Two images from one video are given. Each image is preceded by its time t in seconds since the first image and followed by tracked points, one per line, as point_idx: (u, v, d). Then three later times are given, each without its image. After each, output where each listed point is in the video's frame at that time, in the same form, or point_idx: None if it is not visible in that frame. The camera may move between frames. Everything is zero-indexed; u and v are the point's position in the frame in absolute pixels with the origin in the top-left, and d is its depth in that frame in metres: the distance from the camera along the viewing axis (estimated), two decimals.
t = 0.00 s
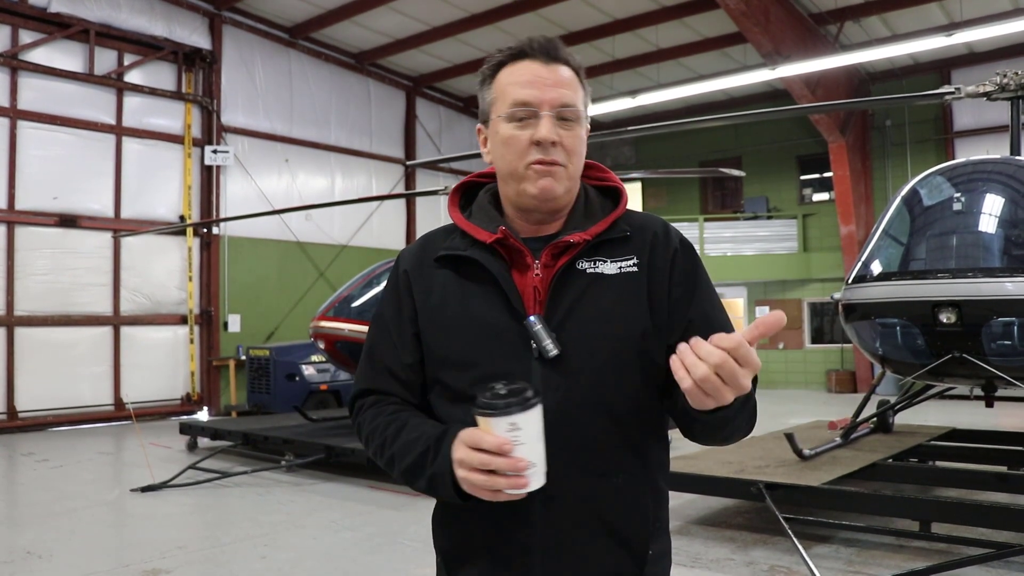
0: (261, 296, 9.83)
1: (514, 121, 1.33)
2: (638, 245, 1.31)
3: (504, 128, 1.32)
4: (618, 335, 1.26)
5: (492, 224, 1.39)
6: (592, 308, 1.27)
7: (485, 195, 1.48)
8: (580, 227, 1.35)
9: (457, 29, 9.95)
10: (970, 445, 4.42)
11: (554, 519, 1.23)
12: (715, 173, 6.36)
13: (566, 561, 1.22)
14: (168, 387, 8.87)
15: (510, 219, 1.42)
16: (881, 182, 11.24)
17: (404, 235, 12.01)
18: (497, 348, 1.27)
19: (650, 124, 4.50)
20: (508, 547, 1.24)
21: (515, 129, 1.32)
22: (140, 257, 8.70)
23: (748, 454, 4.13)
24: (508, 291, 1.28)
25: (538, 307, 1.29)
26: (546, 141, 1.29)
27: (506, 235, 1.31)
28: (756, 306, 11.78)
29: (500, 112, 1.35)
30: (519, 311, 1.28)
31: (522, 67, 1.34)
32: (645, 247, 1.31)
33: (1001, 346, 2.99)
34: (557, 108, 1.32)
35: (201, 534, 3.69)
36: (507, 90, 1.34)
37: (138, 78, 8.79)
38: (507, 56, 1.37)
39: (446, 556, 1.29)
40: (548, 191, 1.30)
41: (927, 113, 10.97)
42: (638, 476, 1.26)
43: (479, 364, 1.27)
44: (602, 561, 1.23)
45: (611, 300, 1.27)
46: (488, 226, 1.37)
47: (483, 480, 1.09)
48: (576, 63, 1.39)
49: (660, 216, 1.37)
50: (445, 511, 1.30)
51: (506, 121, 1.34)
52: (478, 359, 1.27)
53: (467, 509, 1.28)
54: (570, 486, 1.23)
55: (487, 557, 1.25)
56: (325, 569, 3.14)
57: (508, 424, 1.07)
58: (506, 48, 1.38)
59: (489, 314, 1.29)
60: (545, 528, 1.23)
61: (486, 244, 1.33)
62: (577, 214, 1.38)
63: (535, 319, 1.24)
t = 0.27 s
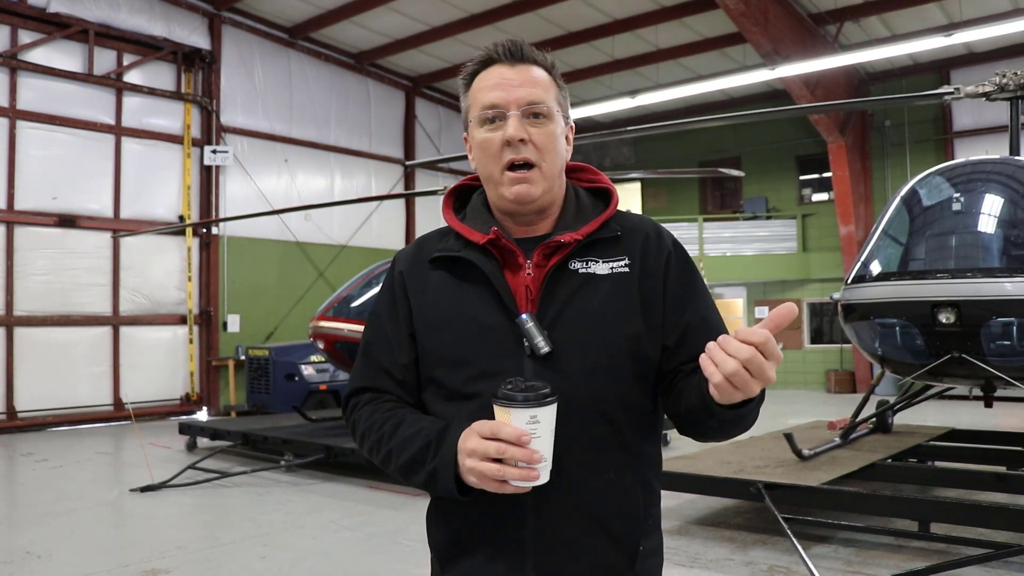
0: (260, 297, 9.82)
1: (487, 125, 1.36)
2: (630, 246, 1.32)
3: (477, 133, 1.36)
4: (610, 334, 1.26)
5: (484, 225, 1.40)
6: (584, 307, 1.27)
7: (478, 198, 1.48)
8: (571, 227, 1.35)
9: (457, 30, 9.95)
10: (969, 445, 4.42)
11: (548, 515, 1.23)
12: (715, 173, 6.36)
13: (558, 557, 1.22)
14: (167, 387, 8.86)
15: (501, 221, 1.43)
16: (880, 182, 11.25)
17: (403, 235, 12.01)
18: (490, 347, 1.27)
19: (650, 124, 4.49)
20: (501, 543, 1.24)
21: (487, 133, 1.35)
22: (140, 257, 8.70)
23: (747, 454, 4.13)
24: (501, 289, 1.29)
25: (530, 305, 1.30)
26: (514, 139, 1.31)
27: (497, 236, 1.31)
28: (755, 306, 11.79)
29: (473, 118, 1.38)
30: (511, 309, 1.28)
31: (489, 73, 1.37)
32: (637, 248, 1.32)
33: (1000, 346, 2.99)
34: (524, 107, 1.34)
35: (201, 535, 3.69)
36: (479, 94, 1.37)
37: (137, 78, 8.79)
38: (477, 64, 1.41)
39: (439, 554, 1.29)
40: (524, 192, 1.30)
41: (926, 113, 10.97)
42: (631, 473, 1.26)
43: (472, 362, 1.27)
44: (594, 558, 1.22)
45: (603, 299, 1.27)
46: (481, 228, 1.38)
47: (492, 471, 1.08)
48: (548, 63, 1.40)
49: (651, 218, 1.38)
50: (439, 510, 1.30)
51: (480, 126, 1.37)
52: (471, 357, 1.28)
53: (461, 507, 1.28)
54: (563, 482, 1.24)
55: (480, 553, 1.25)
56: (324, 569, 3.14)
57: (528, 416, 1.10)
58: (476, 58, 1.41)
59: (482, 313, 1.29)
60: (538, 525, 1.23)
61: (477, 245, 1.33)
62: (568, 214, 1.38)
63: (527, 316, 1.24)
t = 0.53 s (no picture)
0: (259, 296, 9.82)
1: (477, 128, 1.36)
2: (622, 246, 1.31)
3: (467, 136, 1.36)
4: (604, 335, 1.26)
5: (477, 227, 1.40)
6: (578, 307, 1.27)
7: (471, 201, 1.48)
8: (563, 228, 1.35)
9: (456, 30, 9.95)
10: (968, 445, 4.42)
11: (544, 513, 1.23)
12: (714, 173, 6.36)
13: (555, 555, 1.22)
14: (166, 386, 8.86)
15: (494, 222, 1.43)
16: (880, 182, 11.26)
17: (403, 235, 12.02)
18: (485, 347, 1.27)
19: (650, 124, 4.49)
20: (498, 542, 1.24)
21: (477, 135, 1.35)
22: (139, 256, 8.69)
23: (746, 454, 4.12)
24: (495, 290, 1.29)
25: (525, 306, 1.29)
26: (503, 140, 1.30)
27: (492, 238, 1.31)
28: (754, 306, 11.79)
29: (463, 121, 1.38)
30: (506, 309, 1.28)
31: (479, 77, 1.38)
32: (629, 248, 1.32)
33: (999, 346, 2.99)
34: (513, 108, 1.34)
35: (199, 534, 3.68)
36: (468, 99, 1.38)
37: (136, 78, 8.78)
38: (467, 70, 1.41)
39: (435, 552, 1.29)
40: (512, 189, 1.30)
41: (925, 113, 10.98)
42: (625, 470, 1.27)
43: (467, 363, 1.27)
44: (590, 556, 1.23)
45: (596, 299, 1.27)
46: (475, 230, 1.38)
47: (488, 472, 1.09)
48: (536, 67, 1.40)
49: (642, 218, 1.37)
50: (435, 509, 1.30)
51: (470, 129, 1.37)
52: (466, 357, 1.28)
53: (457, 505, 1.28)
54: (559, 480, 1.24)
55: (477, 553, 1.25)
56: (323, 569, 3.13)
57: (522, 418, 1.09)
58: (465, 64, 1.42)
59: (476, 313, 1.29)
60: (535, 522, 1.23)
61: (472, 247, 1.33)
62: (560, 215, 1.38)
63: (522, 317, 1.24)
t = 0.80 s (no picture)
0: (258, 296, 9.81)
1: (485, 136, 1.35)
2: (613, 244, 1.31)
3: (476, 143, 1.34)
4: (597, 331, 1.26)
5: (472, 228, 1.40)
6: (572, 305, 1.27)
7: (465, 203, 1.48)
8: (557, 228, 1.36)
9: (456, 29, 9.95)
10: (968, 445, 4.42)
11: (542, 509, 1.23)
12: (713, 174, 6.37)
13: (554, 549, 1.22)
14: (166, 386, 8.85)
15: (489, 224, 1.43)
16: (879, 182, 11.25)
17: (403, 236, 12.02)
18: (480, 344, 1.27)
19: (650, 124, 4.48)
20: (497, 539, 1.24)
21: (487, 143, 1.34)
22: (138, 256, 8.69)
23: (746, 454, 4.12)
24: (490, 288, 1.29)
25: (520, 303, 1.29)
26: (518, 150, 1.30)
27: (486, 238, 1.31)
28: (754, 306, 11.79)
29: (469, 128, 1.37)
30: (501, 308, 1.28)
31: (484, 83, 1.37)
32: (619, 245, 1.32)
33: (999, 346, 2.99)
34: (524, 119, 1.34)
35: (198, 534, 3.68)
36: (473, 105, 1.37)
37: (136, 78, 8.78)
38: (469, 74, 1.40)
39: (433, 550, 1.29)
40: (525, 199, 1.31)
41: (924, 113, 10.98)
42: (621, 465, 1.26)
43: (463, 361, 1.28)
44: (588, 550, 1.22)
45: (590, 296, 1.27)
46: (469, 231, 1.38)
47: (487, 468, 1.09)
48: (537, 74, 1.41)
49: (632, 216, 1.38)
50: (432, 507, 1.30)
51: (477, 136, 1.35)
52: (462, 355, 1.28)
53: (455, 502, 1.28)
54: (555, 476, 1.24)
55: (476, 550, 1.25)
56: (322, 569, 3.13)
57: (519, 414, 1.09)
58: (466, 68, 1.40)
59: (471, 311, 1.29)
60: (533, 518, 1.23)
61: (467, 247, 1.33)
62: (553, 216, 1.38)
63: (517, 314, 1.24)
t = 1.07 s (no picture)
0: (258, 296, 9.81)
1: (482, 139, 1.35)
2: (609, 240, 1.31)
3: (473, 147, 1.34)
4: (595, 328, 1.26)
5: (470, 230, 1.39)
6: (569, 302, 1.26)
7: (462, 204, 1.48)
8: (554, 225, 1.35)
9: (455, 29, 9.94)
10: (967, 446, 4.42)
11: (542, 506, 1.23)
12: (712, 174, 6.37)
13: (555, 546, 1.22)
14: (166, 386, 8.85)
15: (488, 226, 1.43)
16: (878, 183, 11.26)
17: (402, 235, 12.02)
18: (477, 342, 1.27)
19: (650, 124, 4.47)
20: (498, 536, 1.24)
21: (483, 146, 1.34)
22: (137, 256, 8.69)
23: (745, 454, 4.13)
24: (486, 285, 1.28)
25: (516, 301, 1.29)
26: (515, 150, 1.30)
27: (482, 236, 1.31)
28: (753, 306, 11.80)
29: (465, 133, 1.37)
30: (498, 305, 1.28)
31: (475, 87, 1.38)
32: (615, 240, 1.31)
33: (998, 347, 2.99)
34: (519, 119, 1.34)
35: (197, 534, 3.68)
36: (467, 109, 1.37)
37: (135, 77, 8.77)
38: (459, 80, 1.41)
39: (436, 548, 1.29)
40: (527, 199, 1.30)
41: (923, 114, 10.98)
42: (621, 460, 1.26)
43: (461, 360, 1.27)
44: (591, 547, 1.22)
45: (587, 292, 1.27)
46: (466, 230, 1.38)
47: (485, 464, 1.09)
48: (525, 75, 1.41)
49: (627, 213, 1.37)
50: (433, 505, 1.30)
51: (473, 140, 1.36)
52: (460, 353, 1.28)
53: (456, 500, 1.28)
54: (555, 473, 1.23)
55: (476, 549, 1.25)
56: (321, 569, 3.13)
57: (516, 408, 1.09)
58: (456, 75, 1.41)
59: (468, 309, 1.29)
60: (534, 515, 1.23)
61: (463, 247, 1.33)
62: (550, 212, 1.37)
63: (515, 311, 1.24)
